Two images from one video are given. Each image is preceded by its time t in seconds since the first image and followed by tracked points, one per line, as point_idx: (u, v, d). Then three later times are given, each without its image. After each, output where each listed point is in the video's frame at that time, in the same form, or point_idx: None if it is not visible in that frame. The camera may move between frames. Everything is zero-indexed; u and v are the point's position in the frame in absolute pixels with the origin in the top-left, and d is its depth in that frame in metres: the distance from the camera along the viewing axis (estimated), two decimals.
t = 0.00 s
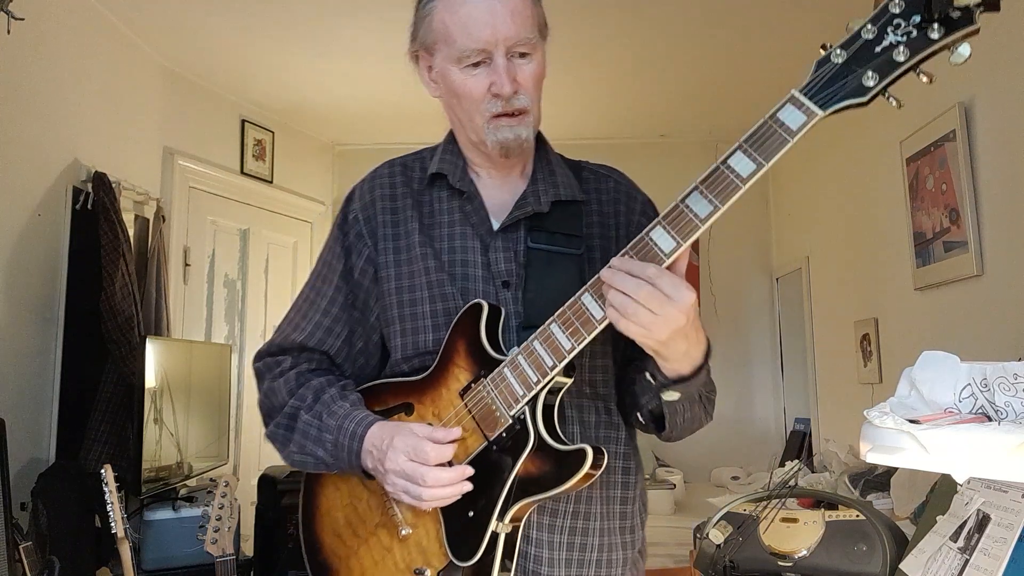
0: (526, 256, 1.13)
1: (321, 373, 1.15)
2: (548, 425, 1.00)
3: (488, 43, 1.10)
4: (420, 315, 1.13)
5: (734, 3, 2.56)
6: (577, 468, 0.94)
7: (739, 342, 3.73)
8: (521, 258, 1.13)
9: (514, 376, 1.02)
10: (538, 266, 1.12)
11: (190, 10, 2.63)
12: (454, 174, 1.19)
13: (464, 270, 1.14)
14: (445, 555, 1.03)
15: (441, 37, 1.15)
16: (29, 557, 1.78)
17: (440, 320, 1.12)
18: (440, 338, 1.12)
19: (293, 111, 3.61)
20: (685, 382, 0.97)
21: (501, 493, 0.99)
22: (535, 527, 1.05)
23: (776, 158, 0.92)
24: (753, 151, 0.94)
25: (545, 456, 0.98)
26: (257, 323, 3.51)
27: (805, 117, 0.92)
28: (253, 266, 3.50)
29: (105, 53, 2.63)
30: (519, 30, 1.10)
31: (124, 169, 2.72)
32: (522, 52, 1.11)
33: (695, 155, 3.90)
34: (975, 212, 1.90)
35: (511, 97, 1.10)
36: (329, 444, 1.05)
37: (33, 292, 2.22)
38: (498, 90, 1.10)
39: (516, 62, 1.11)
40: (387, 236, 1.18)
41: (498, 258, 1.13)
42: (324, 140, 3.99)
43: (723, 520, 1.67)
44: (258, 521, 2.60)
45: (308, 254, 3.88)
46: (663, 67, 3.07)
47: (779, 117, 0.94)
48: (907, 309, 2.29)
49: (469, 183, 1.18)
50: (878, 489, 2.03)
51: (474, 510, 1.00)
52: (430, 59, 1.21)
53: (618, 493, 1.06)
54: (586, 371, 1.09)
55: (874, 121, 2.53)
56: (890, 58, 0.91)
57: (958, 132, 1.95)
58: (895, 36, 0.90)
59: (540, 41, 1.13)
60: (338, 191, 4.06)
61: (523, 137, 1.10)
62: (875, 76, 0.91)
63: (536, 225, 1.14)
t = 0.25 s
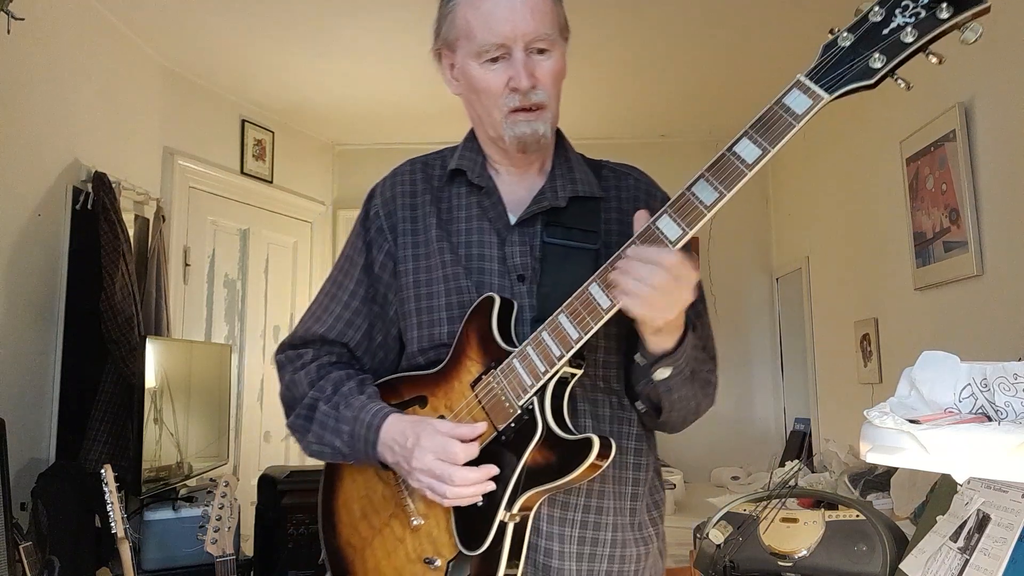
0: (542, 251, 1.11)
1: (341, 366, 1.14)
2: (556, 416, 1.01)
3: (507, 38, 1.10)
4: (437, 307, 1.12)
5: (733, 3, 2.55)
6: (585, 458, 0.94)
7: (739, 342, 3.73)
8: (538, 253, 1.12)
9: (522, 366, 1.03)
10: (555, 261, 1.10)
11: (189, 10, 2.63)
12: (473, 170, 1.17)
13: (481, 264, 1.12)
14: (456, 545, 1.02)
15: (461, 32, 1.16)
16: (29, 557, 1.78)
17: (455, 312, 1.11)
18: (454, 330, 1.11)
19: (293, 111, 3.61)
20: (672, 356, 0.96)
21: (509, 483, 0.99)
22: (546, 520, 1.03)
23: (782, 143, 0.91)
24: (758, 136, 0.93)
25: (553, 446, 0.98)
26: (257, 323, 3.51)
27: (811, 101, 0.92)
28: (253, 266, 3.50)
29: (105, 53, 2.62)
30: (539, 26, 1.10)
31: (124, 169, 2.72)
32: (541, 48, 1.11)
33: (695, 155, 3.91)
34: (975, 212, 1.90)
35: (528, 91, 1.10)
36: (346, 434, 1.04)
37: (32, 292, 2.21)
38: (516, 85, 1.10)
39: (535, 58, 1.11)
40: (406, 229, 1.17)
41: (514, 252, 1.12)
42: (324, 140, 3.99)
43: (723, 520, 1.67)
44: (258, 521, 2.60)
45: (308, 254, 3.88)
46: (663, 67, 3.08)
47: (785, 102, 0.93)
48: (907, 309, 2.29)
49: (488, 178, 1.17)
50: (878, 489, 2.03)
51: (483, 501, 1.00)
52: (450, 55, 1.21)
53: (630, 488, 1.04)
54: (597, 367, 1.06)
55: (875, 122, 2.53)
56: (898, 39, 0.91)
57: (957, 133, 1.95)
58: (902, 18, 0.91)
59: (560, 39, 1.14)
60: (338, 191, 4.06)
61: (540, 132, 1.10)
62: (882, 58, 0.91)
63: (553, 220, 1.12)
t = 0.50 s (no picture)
0: (556, 254, 1.11)
1: (362, 370, 1.16)
2: (572, 420, 1.00)
3: (526, 44, 1.10)
4: (454, 312, 1.12)
5: (733, 3, 2.55)
6: (601, 463, 0.92)
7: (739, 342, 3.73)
8: (552, 257, 1.11)
9: (538, 372, 1.01)
10: (569, 264, 1.10)
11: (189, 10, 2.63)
12: (487, 175, 1.18)
13: (496, 268, 1.13)
14: (477, 548, 1.02)
15: (480, 37, 1.15)
16: (29, 557, 1.78)
17: (472, 316, 1.11)
18: (471, 334, 1.11)
19: (293, 111, 3.61)
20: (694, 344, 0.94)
21: (527, 487, 0.97)
22: (564, 521, 1.03)
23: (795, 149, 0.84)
24: (771, 141, 0.86)
25: (570, 451, 0.97)
26: (257, 323, 3.51)
27: (826, 106, 0.83)
28: (253, 266, 3.50)
29: (105, 53, 2.62)
30: (557, 33, 1.09)
31: (124, 169, 2.72)
32: (559, 55, 1.11)
33: (696, 155, 3.91)
34: (974, 212, 1.90)
35: (546, 98, 1.10)
36: (367, 435, 1.07)
37: (33, 292, 2.21)
38: (533, 92, 1.10)
39: (553, 65, 1.11)
40: (422, 234, 1.18)
41: (528, 256, 1.12)
42: (325, 140, 3.99)
43: (723, 520, 1.67)
44: (258, 521, 2.61)
45: (309, 254, 3.88)
46: (663, 67, 3.08)
47: (796, 106, 0.86)
48: (907, 309, 2.29)
49: (501, 184, 1.17)
50: (877, 489, 2.03)
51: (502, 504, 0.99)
52: (469, 58, 1.21)
53: (647, 489, 1.04)
54: (614, 368, 1.05)
55: (874, 122, 2.53)
56: (915, 39, 0.81)
57: (958, 133, 1.95)
58: (920, 17, 0.81)
59: (578, 45, 1.13)
60: (338, 191, 4.06)
61: (556, 139, 1.10)
62: (900, 60, 0.82)
63: (568, 224, 1.12)
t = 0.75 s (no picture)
0: (568, 268, 1.10)
1: (385, 388, 1.17)
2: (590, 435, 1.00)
3: (513, 66, 1.09)
4: (471, 330, 1.12)
5: (733, 3, 2.55)
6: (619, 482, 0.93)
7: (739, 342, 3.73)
8: (564, 271, 1.11)
9: (557, 392, 1.02)
10: (581, 280, 1.09)
11: (190, 10, 2.63)
12: (492, 193, 1.17)
13: (509, 285, 1.12)
14: (499, 562, 1.04)
15: (468, 64, 1.15)
16: (29, 557, 1.78)
17: (489, 334, 1.11)
18: (490, 352, 1.12)
19: (294, 111, 3.61)
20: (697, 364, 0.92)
21: (548, 504, 0.99)
22: (587, 532, 1.02)
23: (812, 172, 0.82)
24: (786, 162, 0.84)
25: (589, 470, 0.97)
26: (257, 323, 3.51)
27: (840, 128, 0.82)
28: (253, 267, 3.50)
29: (105, 53, 2.62)
30: (543, 49, 1.08)
31: (124, 169, 2.72)
32: (549, 70, 1.10)
33: (696, 155, 3.90)
34: (974, 212, 1.90)
35: (543, 116, 1.09)
36: (392, 455, 1.07)
37: (33, 292, 2.22)
38: (529, 112, 1.09)
39: (544, 82, 1.10)
40: (434, 253, 1.18)
41: (540, 273, 1.11)
42: (325, 140, 3.99)
43: (723, 520, 1.67)
44: (258, 520, 2.60)
45: (309, 254, 3.88)
46: (663, 67, 3.08)
47: (812, 127, 0.83)
48: (907, 309, 2.29)
49: (507, 201, 1.16)
50: (877, 489, 2.03)
51: (524, 520, 1.01)
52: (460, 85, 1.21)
53: (671, 493, 1.02)
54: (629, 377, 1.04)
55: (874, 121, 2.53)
56: (932, 58, 0.79)
57: (958, 133, 1.95)
58: (938, 35, 0.79)
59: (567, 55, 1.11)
60: (338, 191, 4.06)
61: (560, 155, 1.10)
62: (916, 80, 0.80)
63: (578, 236, 1.11)
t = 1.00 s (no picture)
0: (571, 278, 1.10)
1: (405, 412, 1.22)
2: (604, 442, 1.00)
3: (486, 80, 1.10)
4: (484, 350, 1.15)
5: (734, 3, 2.55)
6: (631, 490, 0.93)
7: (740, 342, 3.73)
8: (569, 282, 1.11)
9: (570, 402, 1.03)
10: (586, 287, 1.07)
11: (190, 11, 2.63)
12: (491, 214, 1.19)
13: (518, 303, 1.14)
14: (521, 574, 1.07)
15: (444, 88, 1.17)
16: (29, 557, 1.78)
17: (504, 353, 1.13)
18: (507, 370, 1.14)
19: (294, 112, 3.61)
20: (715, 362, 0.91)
21: (565, 514, 1.00)
22: (612, 539, 1.02)
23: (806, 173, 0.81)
24: (780, 164, 0.84)
25: (602, 480, 0.98)
26: (257, 323, 3.51)
27: (831, 127, 0.80)
28: (253, 267, 3.50)
29: (105, 54, 2.63)
30: (511, 59, 1.09)
31: (124, 169, 2.72)
32: (522, 79, 1.10)
33: (697, 155, 3.90)
34: (975, 212, 1.90)
35: (522, 124, 1.09)
36: (415, 474, 1.11)
37: (33, 292, 2.22)
38: (507, 123, 1.09)
39: (519, 91, 1.10)
40: (441, 277, 1.21)
41: (547, 286, 1.12)
42: (325, 140, 3.99)
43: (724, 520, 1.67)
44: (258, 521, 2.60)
45: (309, 254, 3.88)
46: (663, 68, 3.08)
47: (804, 128, 0.83)
48: (907, 309, 2.29)
49: (506, 220, 1.18)
50: (877, 489, 2.03)
51: (542, 531, 1.03)
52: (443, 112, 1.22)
53: (694, 494, 1.01)
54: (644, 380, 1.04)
55: (874, 121, 2.53)
56: (921, 53, 0.77)
57: (958, 133, 1.95)
58: (925, 29, 0.77)
59: (538, 62, 1.12)
60: (338, 191, 4.05)
61: (548, 161, 1.09)
62: (905, 75, 0.77)
63: (580, 245, 1.10)
